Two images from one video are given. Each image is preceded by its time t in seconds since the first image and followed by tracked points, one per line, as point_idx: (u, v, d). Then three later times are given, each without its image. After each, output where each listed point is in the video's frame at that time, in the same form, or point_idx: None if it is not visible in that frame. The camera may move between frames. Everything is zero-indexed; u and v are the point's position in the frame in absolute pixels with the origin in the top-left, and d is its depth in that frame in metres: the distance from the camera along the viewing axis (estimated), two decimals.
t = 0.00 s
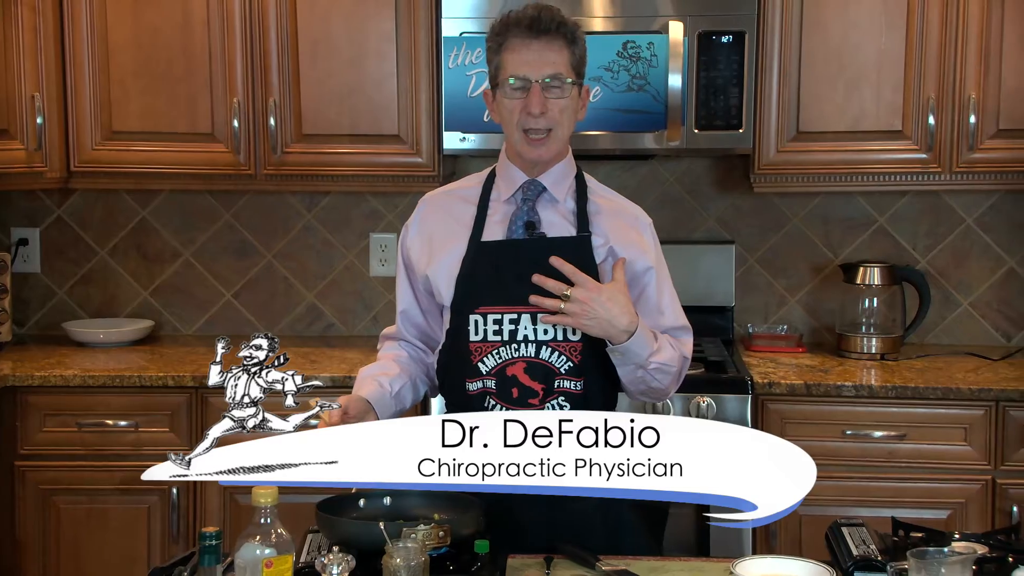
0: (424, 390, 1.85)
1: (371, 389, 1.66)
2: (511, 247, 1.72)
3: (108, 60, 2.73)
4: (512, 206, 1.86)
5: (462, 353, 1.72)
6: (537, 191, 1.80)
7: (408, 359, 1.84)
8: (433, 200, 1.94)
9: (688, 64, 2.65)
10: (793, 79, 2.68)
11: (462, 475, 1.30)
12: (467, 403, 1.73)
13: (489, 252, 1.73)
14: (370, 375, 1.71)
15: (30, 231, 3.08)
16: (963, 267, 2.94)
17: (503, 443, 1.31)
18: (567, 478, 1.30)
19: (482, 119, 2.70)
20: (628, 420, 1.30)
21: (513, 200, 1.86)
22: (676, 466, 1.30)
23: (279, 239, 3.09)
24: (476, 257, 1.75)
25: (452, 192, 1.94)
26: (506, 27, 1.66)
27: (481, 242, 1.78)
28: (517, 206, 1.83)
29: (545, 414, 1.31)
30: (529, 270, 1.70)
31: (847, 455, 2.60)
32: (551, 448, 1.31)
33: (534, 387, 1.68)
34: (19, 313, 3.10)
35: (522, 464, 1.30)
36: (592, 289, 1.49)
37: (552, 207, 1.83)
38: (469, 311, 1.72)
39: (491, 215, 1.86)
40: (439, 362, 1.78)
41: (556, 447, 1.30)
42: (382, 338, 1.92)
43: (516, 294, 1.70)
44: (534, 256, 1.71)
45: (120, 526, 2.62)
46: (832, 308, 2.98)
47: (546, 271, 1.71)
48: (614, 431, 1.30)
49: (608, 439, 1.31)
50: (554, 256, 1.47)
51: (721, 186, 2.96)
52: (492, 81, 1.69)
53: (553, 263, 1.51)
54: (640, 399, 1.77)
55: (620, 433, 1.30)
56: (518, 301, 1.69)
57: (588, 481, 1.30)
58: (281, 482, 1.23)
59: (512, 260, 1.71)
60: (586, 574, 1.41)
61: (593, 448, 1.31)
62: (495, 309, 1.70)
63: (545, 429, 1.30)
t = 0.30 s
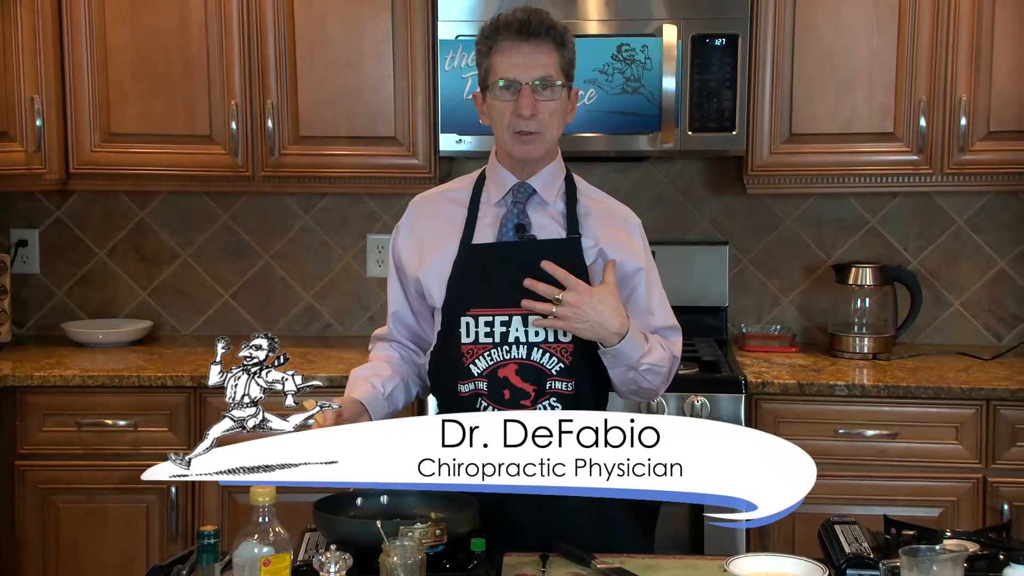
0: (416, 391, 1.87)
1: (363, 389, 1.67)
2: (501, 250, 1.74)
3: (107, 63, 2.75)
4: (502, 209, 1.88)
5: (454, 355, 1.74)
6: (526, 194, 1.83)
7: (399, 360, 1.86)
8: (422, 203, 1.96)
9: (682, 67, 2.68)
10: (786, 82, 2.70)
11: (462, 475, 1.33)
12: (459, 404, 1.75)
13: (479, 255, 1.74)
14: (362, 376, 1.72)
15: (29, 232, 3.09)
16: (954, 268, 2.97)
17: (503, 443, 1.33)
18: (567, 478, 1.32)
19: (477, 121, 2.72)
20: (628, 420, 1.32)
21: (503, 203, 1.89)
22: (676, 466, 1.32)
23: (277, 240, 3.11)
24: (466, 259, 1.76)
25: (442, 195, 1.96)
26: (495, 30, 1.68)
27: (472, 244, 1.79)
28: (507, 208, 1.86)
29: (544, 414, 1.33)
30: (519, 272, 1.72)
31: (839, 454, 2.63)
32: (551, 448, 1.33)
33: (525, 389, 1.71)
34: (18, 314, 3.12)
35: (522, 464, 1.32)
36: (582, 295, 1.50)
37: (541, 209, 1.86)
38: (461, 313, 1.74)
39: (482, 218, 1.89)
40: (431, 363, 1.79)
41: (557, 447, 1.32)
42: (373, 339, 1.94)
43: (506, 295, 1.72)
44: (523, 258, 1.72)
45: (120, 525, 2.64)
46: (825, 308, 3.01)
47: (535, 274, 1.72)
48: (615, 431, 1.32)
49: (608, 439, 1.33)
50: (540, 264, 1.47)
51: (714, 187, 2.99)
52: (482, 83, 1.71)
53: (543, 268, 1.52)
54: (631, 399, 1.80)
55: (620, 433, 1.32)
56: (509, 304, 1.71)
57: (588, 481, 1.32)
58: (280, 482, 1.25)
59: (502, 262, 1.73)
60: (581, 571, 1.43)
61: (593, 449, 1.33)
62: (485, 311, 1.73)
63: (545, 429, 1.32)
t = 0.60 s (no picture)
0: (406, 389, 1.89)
1: (355, 388, 1.70)
2: (496, 254, 1.76)
3: (110, 65, 2.78)
4: (496, 213, 1.89)
5: (449, 358, 1.76)
6: (521, 199, 1.84)
7: (391, 358, 1.87)
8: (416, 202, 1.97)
9: (679, 69, 2.70)
10: (782, 84, 2.73)
11: (462, 475, 1.35)
12: (454, 407, 1.78)
13: (474, 259, 1.77)
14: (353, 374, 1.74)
15: (32, 233, 3.12)
16: (948, 268, 2.99)
17: (503, 443, 1.35)
18: (567, 478, 1.34)
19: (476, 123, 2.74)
20: (628, 420, 1.35)
21: (497, 207, 1.90)
22: (676, 466, 1.35)
23: (277, 241, 3.13)
24: (461, 263, 1.79)
25: (435, 195, 1.97)
26: (489, 30, 1.70)
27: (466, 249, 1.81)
28: (501, 213, 1.88)
29: (544, 415, 1.35)
30: (513, 275, 1.74)
31: (834, 452, 2.65)
32: (551, 448, 1.35)
33: (519, 394, 1.72)
34: (21, 314, 3.15)
35: (522, 464, 1.35)
36: (577, 307, 1.52)
37: (534, 213, 1.88)
38: (456, 318, 1.76)
39: (475, 222, 1.90)
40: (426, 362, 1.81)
41: (557, 447, 1.35)
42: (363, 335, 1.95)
43: (500, 300, 1.73)
44: (517, 262, 1.75)
45: (121, 523, 2.66)
46: (820, 308, 3.04)
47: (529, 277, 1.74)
48: (615, 430, 1.35)
49: (608, 439, 1.35)
50: (535, 278, 1.48)
51: (711, 189, 3.02)
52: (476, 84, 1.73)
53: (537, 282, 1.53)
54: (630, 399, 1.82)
55: (620, 433, 1.35)
56: (502, 309, 1.73)
57: (588, 481, 1.35)
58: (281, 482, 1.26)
59: (495, 266, 1.75)
60: (579, 568, 1.46)
61: (593, 449, 1.35)
62: (480, 316, 1.75)
63: (545, 429, 1.34)
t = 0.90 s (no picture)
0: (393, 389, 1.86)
1: (347, 391, 1.66)
2: (496, 265, 1.78)
3: (113, 68, 2.81)
4: (496, 222, 1.89)
5: (450, 366, 1.78)
6: (520, 209, 1.85)
7: (381, 358, 1.84)
8: (417, 202, 1.93)
9: (677, 72, 2.73)
10: (779, 87, 2.76)
11: (462, 474, 1.37)
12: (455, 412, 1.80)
13: (474, 269, 1.79)
14: (342, 375, 1.71)
15: (36, 234, 3.14)
16: (944, 269, 3.02)
17: (503, 443, 1.38)
18: (567, 478, 1.37)
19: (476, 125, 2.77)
20: (628, 420, 1.37)
21: (497, 215, 1.89)
22: (676, 466, 1.38)
23: (279, 241, 3.16)
24: (460, 273, 1.80)
25: (436, 198, 1.94)
26: (488, 40, 1.73)
27: (465, 259, 1.81)
28: (500, 221, 1.87)
29: (544, 416, 1.37)
30: (512, 287, 1.77)
31: (832, 452, 2.68)
32: (551, 448, 1.38)
33: (519, 402, 1.74)
34: (25, 314, 3.17)
35: (522, 464, 1.37)
36: (572, 332, 1.52)
37: (534, 222, 1.88)
38: (456, 327, 1.78)
39: (476, 230, 1.89)
40: (426, 367, 1.84)
41: (556, 447, 1.37)
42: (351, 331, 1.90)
43: (499, 312, 1.76)
44: (516, 274, 1.78)
45: (125, 521, 2.69)
46: (817, 308, 3.06)
47: (527, 289, 1.78)
48: (615, 430, 1.37)
49: (608, 439, 1.38)
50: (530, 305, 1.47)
51: (709, 191, 3.05)
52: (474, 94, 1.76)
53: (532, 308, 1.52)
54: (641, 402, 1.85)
55: (620, 433, 1.37)
56: (502, 318, 1.76)
57: (588, 481, 1.37)
58: (282, 482, 1.29)
59: (495, 275, 1.78)
60: (578, 566, 1.48)
61: (593, 449, 1.38)
62: (480, 326, 1.77)
63: (545, 429, 1.37)
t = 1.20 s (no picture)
0: (396, 390, 1.88)
1: (349, 390, 1.69)
2: (495, 270, 1.79)
3: (117, 70, 2.83)
4: (497, 228, 1.89)
5: (452, 368, 1.80)
6: (519, 217, 1.86)
7: (383, 360, 1.85)
8: (420, 205, 1.94)
9: (676, 75, 2.75)
10: (777, 90, 2.78)
11: (462, 474, 1.40)
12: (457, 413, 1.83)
13: (474, 274, 1.81)
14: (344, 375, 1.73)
15: (41, 235, 3.17)
16: (941, 270, 3.05)
17: (503, 443, 1.40)
18: (567, 478, 1.39)
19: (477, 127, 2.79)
20: (628, 421, 1.40)
21: (498, 222, 1.90)
22: (676, 466, 1.40)
23: (282, 242, 3.18)
24: (461, 277, 1.82)
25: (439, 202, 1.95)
26: (480, 61, 1.60)
27: (466, 263, 1.82)
28: (501, 228, 1.88)
29: (544, 415, 1.40)
30: (512, 292, 1.79)
31: (829, 451, 2.70)
32: (551, 449, 1.40)
33: (519, 402, 1.75)
34: (30, 314, 3.20)
35: (522, 464, 1.40)
36: (562, 352, 1.55)
37: (534, 229, 1.88)
38: (458, 329, 1.81)
39: (477, 236, 1.90)
40: (431, 364, 1.85)
41: (556, 447, 1.39)
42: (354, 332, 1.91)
43: (499, 316, 1.78)
44: (516, 279, 1.79)
45: (129, 520, 2.71)
46: (815, 308, 3.09)
47: (527, 294, 1.79)
48: (615, 430, 1.40)
49: (608, 439, 1.40)
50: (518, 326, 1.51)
51: (707, 192, 3.08)
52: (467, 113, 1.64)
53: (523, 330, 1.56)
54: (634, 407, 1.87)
55: (620, 433, 1.40)
56: (503, 321, 1.78)
57: (588, 481, 1.39)
58: (282, 481, 1.30)
59: (495, 280, 1.79)
60: (579, 564, 1.51)
61: (592, 448, 1.40)
62: (481, 329, 1.79)
63: (545, 429, 1.39)
